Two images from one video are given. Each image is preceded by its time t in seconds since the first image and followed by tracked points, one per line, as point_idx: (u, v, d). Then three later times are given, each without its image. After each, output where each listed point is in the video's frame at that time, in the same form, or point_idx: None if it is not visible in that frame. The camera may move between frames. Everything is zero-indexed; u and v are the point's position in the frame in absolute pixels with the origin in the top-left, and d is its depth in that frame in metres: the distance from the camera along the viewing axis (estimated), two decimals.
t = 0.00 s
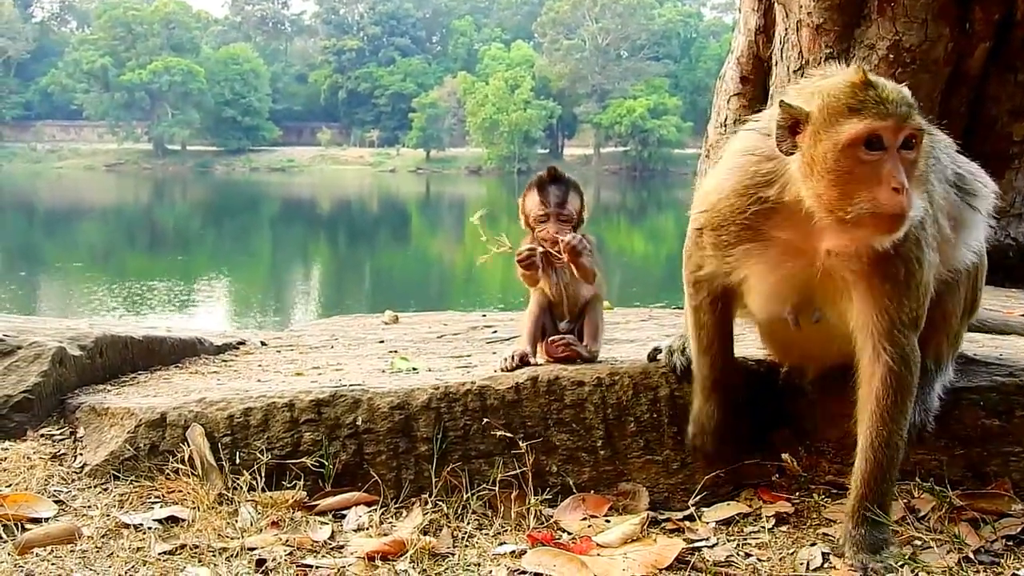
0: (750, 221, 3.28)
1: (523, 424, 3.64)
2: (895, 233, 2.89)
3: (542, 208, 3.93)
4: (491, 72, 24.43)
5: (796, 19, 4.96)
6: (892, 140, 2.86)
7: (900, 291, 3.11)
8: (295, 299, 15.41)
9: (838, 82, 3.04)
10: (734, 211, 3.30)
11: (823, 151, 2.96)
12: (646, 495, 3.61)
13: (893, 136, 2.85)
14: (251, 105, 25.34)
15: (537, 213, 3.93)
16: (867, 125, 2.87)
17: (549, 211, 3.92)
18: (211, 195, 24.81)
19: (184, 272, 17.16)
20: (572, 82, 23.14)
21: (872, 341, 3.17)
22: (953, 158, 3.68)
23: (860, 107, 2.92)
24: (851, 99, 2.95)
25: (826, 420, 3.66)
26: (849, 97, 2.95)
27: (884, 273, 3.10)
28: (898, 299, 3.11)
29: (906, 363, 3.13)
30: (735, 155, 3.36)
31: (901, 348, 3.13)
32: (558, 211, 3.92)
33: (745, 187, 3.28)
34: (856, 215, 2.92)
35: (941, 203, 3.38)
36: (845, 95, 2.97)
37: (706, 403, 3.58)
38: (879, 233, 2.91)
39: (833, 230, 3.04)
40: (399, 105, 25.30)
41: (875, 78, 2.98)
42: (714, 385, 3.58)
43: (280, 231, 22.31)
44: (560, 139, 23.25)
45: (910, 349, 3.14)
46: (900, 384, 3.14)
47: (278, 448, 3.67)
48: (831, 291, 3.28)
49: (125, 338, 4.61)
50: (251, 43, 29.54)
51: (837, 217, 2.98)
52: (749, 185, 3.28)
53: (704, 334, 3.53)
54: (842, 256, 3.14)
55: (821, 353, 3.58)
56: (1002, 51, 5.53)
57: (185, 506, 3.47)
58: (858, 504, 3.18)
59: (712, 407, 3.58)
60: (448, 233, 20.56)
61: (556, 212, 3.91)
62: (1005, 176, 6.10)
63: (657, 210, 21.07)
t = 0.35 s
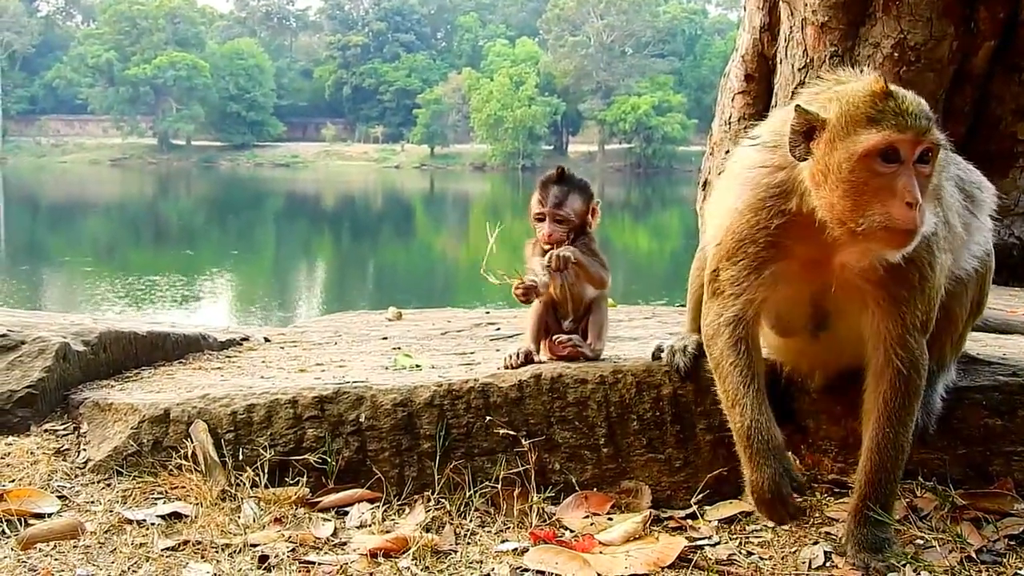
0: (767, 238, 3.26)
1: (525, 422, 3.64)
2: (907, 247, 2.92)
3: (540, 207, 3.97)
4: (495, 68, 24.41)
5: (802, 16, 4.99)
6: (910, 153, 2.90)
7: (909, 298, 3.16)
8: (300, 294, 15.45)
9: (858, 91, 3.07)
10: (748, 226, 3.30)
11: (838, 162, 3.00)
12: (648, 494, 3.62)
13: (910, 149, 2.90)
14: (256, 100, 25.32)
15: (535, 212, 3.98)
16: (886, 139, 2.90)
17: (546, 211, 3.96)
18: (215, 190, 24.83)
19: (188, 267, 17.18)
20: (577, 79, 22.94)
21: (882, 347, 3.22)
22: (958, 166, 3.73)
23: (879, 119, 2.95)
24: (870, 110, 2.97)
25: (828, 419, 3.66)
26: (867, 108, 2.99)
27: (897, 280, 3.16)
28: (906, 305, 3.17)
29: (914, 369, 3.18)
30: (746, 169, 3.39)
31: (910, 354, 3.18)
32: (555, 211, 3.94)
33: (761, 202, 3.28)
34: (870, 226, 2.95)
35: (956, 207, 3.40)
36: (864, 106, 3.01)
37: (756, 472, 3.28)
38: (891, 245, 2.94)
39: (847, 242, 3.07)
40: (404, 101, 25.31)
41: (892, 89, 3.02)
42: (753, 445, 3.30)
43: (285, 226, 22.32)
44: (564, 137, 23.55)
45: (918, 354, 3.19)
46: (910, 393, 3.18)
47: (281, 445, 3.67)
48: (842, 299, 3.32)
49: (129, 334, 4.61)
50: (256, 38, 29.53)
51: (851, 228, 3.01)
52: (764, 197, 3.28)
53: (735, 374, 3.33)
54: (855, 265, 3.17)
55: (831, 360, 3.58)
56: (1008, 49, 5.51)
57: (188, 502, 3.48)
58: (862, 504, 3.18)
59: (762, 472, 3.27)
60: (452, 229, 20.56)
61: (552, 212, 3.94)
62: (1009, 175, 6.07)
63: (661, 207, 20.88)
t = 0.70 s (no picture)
0: (762, 256, 3.11)
1: (529, 421, 3.64)
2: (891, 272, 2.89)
3: (554, 207, 3.94)
4: (500, 66, 24.38)
5: (806, 16, 5.02)
6: (844, 229, 2.80)
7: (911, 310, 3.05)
8: (303, 292, 15.44)
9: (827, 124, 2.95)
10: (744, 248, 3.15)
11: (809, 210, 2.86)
12: (652, 492, 3.62)
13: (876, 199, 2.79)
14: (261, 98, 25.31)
15: (548, 212, 3.94)
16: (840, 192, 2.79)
17: (559, 210, 3.93)
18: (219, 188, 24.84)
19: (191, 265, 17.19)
20: (581, 77, 22.83)
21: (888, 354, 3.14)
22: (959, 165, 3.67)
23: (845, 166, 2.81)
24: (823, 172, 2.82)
25: (832, 419, 3.65)
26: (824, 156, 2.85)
27: (901, 287, 3.02)
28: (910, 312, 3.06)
29: (920, 369, 3.10)
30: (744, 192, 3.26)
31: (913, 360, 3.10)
32: (569, 211, 3.92)
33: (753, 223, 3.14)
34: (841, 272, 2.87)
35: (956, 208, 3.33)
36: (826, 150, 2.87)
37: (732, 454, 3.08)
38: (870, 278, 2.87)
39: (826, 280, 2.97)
40: (408, 99, 25.28)
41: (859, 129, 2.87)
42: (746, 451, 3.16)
43: (289, 223, 22.32)
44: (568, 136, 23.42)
45: (924, 355, 3.10)
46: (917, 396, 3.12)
47: (285, 443, 3.68)
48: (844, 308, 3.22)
49: (132, 332, 4.61)
50: (260, 36, 29.51)
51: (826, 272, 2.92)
52: (752, 218, 3.15)
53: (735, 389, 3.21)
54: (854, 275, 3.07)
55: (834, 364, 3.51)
56: (1013, 49, 5.48)
57: (192, 500, 3.49)
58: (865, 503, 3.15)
59: (741, 453, 3.06)
60: (456, 227, 20.55)
61: (568, 212, 3.92)
62: (1013, 175, 6.05)
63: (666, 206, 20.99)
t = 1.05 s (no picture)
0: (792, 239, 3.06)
1: (531, 421, 3.64)
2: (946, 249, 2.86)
3: (552, 202, 3.92)
4: (503, 68, 24.37)
5: (810, 19, 5.02)
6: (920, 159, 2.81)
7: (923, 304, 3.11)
8: (304, 292, 15.44)
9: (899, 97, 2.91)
10: (771, 224, 3.06)
11: (887, 175, 2.85)
12: (654, 494, 3.63)
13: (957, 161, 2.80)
14: (263, 98, 25.30)
15: (549, 206, 3.92)
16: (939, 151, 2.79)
17: (559, 205, 3.91)
18: (220, 187, 24.85)
19: (193, 265, 17.17)
20: (584, 80, 22.84)
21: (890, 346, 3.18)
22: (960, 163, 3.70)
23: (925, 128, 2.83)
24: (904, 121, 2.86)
25: (833, 422, 3.65)
26: (907, 114, 2.86)
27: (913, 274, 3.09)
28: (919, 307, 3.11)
29: (923, 370, 3.15)
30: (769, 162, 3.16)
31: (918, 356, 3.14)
32: (569, 204, 3.91)
33: (785, 194, 3.07)
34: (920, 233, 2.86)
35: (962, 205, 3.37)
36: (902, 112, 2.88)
37: (758, 444, 3.13)
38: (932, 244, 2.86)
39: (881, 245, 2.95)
40: (410, 100, 25.25)
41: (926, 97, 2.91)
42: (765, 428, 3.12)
43: (291, 223, 22.30)
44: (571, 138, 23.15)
45: (927, 356, 3.15)
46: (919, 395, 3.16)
47: (286, 442, 3.68)
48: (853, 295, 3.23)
49: (133, 332, 4.61)
50: (263, 36, 29.47)
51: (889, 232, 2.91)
52: (781, 201, 3.07)
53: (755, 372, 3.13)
54: (874, 262, 3.08)
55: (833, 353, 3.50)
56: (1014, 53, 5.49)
57: (193, 499, 3.49)
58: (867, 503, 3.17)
59: (767, 445, 3.11)
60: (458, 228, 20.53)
61: (569, 205, 3.90)
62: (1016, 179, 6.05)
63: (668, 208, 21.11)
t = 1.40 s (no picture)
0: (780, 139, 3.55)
1: (529, 421, 3.64)
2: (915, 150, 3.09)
3: (570, 196, 3.82)
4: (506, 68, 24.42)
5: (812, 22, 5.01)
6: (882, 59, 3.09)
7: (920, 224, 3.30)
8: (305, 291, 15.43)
9: (871, 12, 3.24)
10: (763, 128, 3.58)
11: (853, 72, 3.15)
12: (651, 495, 3.62)
13: (918, 61, 3.06)
14: (266, 96, 25.33)
15: (567, 201, 3.81)
16: (895, 49, 3.07)
17: (577, 200, 3.82)
18: (223, 185, 24.85)
19: (195, 263, 17.15)
20: (587, 82, 23.06)
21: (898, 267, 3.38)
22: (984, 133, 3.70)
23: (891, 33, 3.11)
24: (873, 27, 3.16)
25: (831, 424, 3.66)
26: (879, 22, 3.16)
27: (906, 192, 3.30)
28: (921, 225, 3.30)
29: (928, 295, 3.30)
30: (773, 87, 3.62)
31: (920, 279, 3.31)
32: (587, 201, 3.82)
33: (784, 102, 3.54)
34: (879, 131, 3.13)
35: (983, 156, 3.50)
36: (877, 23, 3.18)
37: (734, 285, 3.63)
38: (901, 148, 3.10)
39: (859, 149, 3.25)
40: (413, 100, 25.23)
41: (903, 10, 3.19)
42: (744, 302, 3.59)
43: (293, 221, 22.29)
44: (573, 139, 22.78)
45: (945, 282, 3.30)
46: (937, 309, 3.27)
47: (284, 440, 3.68)
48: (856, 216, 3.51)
49: (132, 328, 4.61)
50: (266, 35, 29.47)
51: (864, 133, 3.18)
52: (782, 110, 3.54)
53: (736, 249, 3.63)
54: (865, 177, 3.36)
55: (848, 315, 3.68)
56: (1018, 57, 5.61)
57: (190, 496, 3.49)
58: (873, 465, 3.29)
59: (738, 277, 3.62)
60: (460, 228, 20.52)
61: (587, 202, 3.82)
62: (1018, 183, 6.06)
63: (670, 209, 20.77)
